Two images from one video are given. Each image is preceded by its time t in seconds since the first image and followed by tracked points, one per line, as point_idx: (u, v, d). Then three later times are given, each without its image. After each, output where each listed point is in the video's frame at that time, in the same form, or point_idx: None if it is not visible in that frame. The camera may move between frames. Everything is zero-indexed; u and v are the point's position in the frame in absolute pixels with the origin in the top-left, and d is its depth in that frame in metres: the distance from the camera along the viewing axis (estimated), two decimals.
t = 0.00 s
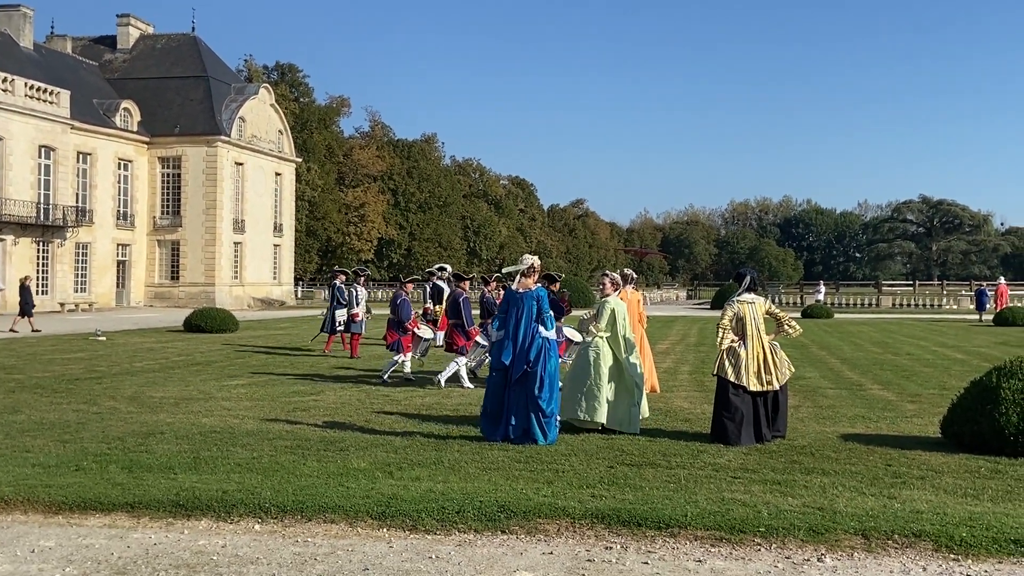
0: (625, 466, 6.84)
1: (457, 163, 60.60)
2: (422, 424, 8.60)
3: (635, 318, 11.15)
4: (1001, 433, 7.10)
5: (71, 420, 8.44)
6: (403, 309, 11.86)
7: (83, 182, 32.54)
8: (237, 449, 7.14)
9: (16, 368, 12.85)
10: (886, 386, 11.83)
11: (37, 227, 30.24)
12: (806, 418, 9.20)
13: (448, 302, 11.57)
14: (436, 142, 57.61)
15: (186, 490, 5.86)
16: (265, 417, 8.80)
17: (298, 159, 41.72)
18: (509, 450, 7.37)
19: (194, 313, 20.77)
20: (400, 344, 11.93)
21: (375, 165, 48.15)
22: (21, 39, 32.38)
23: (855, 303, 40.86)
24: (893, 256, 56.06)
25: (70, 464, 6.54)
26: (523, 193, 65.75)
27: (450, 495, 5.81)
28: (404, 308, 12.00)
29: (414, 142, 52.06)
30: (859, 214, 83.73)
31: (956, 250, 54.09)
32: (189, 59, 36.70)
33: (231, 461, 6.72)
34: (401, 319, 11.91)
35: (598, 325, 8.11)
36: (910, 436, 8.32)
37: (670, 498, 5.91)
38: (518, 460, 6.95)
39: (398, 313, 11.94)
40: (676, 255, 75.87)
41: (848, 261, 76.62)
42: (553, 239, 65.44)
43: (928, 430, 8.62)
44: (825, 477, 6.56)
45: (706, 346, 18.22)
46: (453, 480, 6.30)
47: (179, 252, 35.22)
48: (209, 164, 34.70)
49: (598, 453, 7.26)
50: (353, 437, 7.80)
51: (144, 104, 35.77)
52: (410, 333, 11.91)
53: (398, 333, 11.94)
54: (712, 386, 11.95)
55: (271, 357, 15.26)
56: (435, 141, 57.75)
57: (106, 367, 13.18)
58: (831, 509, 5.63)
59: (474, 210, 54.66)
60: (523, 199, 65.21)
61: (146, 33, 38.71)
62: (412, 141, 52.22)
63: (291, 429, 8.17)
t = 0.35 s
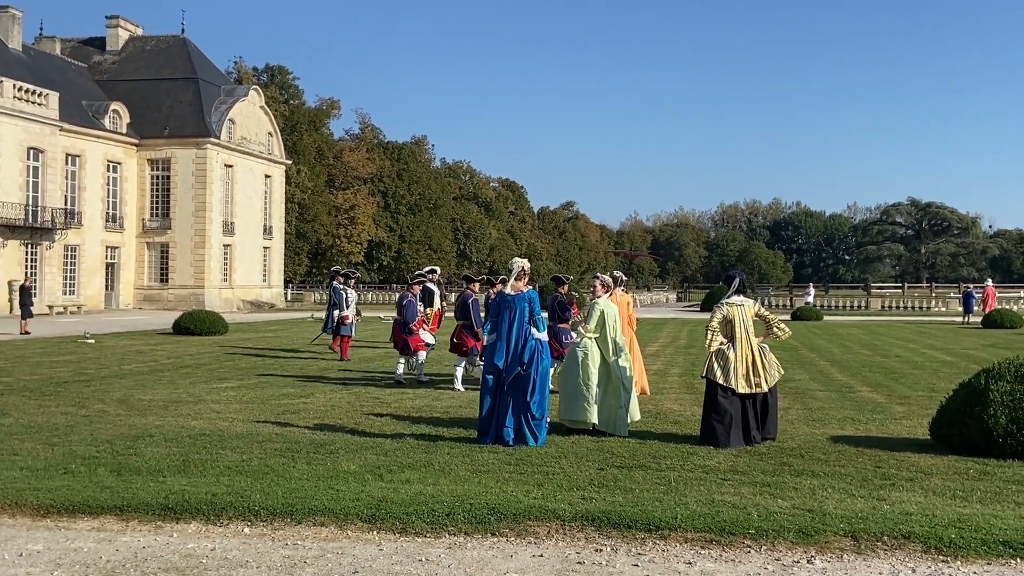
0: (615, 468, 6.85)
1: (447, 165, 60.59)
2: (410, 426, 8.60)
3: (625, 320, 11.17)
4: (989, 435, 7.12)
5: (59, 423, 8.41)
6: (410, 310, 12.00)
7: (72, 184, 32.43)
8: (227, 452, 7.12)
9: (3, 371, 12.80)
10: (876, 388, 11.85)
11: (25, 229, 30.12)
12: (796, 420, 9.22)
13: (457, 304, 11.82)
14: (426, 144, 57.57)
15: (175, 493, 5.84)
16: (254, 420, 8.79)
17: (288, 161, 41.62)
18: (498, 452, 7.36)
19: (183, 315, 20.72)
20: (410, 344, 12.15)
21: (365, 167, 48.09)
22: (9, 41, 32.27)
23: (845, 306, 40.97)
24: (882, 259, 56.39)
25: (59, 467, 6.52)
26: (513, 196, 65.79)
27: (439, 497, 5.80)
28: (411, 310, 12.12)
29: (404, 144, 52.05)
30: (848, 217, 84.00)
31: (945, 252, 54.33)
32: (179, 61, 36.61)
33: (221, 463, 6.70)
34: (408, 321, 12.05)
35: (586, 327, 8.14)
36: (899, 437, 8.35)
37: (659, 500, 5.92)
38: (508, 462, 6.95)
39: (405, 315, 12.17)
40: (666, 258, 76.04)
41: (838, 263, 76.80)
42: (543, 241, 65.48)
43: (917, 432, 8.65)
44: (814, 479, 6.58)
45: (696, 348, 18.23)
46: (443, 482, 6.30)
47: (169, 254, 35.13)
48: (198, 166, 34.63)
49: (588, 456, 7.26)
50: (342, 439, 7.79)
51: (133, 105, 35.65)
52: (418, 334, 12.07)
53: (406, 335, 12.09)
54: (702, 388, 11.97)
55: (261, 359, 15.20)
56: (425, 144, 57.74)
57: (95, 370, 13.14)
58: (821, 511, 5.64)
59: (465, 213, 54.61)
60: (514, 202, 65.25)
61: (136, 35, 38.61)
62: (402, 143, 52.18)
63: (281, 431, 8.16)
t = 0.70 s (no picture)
0: (599, 471, 6.87)
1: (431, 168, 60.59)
2: (393, 429, 8.60)
3: (607, 323, 11.19)
4: (967, 436, 7.19)
5: (39, 427, 8.37)
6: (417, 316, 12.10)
7: (53, 186, 32.23)
8: (209, 456, 7.11)
9: None
10: (856, 391, 11.95)
11: (5, 232, 29.91)
12: (778, 423, 9.27)
13: (460, 306, 11.95)
14: (410, 147, 57.53)
15: (157, 497, 5.82)
16: (236, 424, 8.77)
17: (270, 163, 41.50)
18: (482, 455, 7.38)
19: (165, 319, 20.63)
20: (414, 348, 12.25)
21: (348, 170, 47.99)
22: None
23: (825, 308, 41.23)
24: (862, 262, 56.71)
25: (39, 472, 6.49)
26: (497, 199, 65.86)
27: (422, 500, 5.81)
28: (417, 315, 12.21)
29: (387, 147, 52.02)
30: (829, 220, 84.54)
31: (924, 256, 54.75)
32: (161, 64, 36.46)
33: (202, 467, 6.69)
34: (414, 326, 12.15)
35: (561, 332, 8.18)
36: (878, 440, 8.41)
37: (641, 502, 5.96)
38: (491, 466, 6.97)
39: (411, 318, 12.25)
40: (649, 261, 76.35)
41: (819, 267, 77.27)
42: (526, 244, 65.58)
43: (896, 434, 8.72)
44: (795, 481, 6.63)
45: (678, 351, 18.30)
46: (426, 485, 6.31)
47: (150, 257, 34.96)
48: (181, 169, 34.51)
49: (571, 459, 7.28)
50: (325, 443, 7.78)
51: (115, 107, 35.47)
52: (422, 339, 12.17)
53: (411, 340, 12.20)
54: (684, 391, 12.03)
55: (243, 363, 15.14)
56: (409, 147, 57.73)
57: (75, 374, 13.07)
58: (801, 513, 5.69)
59: (448, 216, 54.61)
60: (497, 205, 65.31)
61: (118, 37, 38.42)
62: (386, 146, 52.14)
63: (264, 435, 8.15)
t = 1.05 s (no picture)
0: (577, 473, 6.88)
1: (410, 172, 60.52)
2: (371, 433, 8.56)
3: (586, 328, 11.19)
4: (942, 438, 7.24)
5: (12, 432, 8.27)
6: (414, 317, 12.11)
7: (27, 188, 31.92)
8: (184, 460, 7.05)
9: None
10: (831, 394, 12.03)
11: None
12: (754, 425, 9.32)
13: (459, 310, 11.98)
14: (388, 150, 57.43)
15: (131, 501, 5.77)
16: (212, 427, 8.70)
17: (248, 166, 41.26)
18: (460, 458, 7.37)
19: (141, 322, 20.47)
20: (408, 350, 12.23)
21: (327, 173, 47.81)
22: None
23: (802, 312, 41.46)
24: (839, 266, 57.39)
25: (11, 477, 6.40)
26: (476, 202, 65.86)
27: (400, 504, 5.79)
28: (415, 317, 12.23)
29: (366, 150, 51.90)
30: (806, 225, 85.06)
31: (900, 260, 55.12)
32: (136, 65, 36.23)
33: (178, 471, 6.63)
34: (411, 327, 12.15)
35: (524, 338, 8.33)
36: (854, 442, 8.47)
37: (619, 505, 5.96)
38: (470, 469, 6.96)
39: (411, 320, 12.32)
40: (628, 265, 76.60)
41: (796, 270, 77.70)
42: (506, 248, 65.57)
43: (872, 436, 8.78)
44: (771, 483, 6.66)
45: (657, 354, 18.34)
46: (404, 489, 6.28)
47: (125, 260, 34.70)
48: (157, 171, 34.29)
49: (550, 462, 7.29)
50: (302, 446, 7.75)
51: (90, 109, 35.17)
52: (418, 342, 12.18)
53: (406, 342, 12.20)
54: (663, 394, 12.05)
55: (221, 366, 15.06)
56: (387, 150, 57.60)
57: (49, 377, 12.91)
58: (778, 515, 5.71)
59: (427, 218, 54.49)
60: (476, 208, 65.29)
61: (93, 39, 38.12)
62: (364, 149, 52.00)
63: (241, 439, 8.08)
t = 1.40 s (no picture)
0: (550, 477, 6.88)
1: (382, 174, 60.30)
2: (343, 437, 8.50)
3: (558, 330, 11.18)
4: (911, 441, 7.32)
5: None
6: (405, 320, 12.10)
7: None
8: (154, 464, 6.97)
9: None
10: (802, 397, 12.12)
11: None
12: (726, 428, 9.36)
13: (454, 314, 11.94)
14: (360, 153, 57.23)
15: (100, 506, 5.70)
16: (182, 432, 8.61)
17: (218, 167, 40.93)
18: (433, 462, 7.34)
19: (109, 325, 20.26)
20: (399, 354, 12.19)
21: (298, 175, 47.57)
22: None
23: (773, 316, 41.74)
24: (809, 270, 57.91)
25: None
26: (449, 205, 65.75)
27: (373, 508, 5.75)
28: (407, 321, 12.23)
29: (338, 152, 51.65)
30: (777, 229, 85.68)
31: (869, 264, 55.62)
32: (105, 65, 35.87)
33: (147, 476, 6.56)
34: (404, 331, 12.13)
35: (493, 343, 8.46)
36: (825, 445, 8.53)
37: (593, 508, 5.96)
38: (443, 472, 6.94)
39: (401, 324, 12.24)
40: (601, 268, 76.76)
41: (767, 275, 78.21)
42: (478, 251, 65.47)
43: (842, 439, 8.85)
44: (743, 486, 6.69)
45: (629, 358, 18.38)
46: (376, 493, 6.24)
47: (93, 262, 34.32)
48: (126, 172, 33.98)
49: (523, 465, 7.28)
50: (274, 451, 7.69)
51: (57, 109, 34.76)
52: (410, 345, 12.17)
53: (396, 345, 12.16)
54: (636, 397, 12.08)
55: (190, 370, 14.93)
56: (359, 152, 57.41)
57: (15, 381, 12.75)
58: (750, 518, 5.74)
59: (399, 221, 54.31)
60: (449, 211, 65.18)
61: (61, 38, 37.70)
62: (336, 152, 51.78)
63: (211, 443, 8.00)
